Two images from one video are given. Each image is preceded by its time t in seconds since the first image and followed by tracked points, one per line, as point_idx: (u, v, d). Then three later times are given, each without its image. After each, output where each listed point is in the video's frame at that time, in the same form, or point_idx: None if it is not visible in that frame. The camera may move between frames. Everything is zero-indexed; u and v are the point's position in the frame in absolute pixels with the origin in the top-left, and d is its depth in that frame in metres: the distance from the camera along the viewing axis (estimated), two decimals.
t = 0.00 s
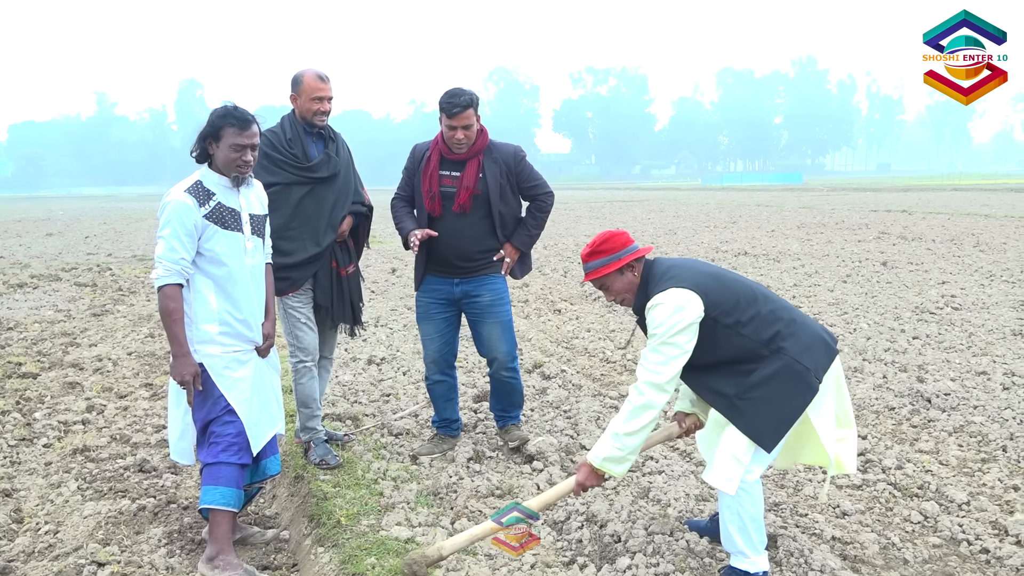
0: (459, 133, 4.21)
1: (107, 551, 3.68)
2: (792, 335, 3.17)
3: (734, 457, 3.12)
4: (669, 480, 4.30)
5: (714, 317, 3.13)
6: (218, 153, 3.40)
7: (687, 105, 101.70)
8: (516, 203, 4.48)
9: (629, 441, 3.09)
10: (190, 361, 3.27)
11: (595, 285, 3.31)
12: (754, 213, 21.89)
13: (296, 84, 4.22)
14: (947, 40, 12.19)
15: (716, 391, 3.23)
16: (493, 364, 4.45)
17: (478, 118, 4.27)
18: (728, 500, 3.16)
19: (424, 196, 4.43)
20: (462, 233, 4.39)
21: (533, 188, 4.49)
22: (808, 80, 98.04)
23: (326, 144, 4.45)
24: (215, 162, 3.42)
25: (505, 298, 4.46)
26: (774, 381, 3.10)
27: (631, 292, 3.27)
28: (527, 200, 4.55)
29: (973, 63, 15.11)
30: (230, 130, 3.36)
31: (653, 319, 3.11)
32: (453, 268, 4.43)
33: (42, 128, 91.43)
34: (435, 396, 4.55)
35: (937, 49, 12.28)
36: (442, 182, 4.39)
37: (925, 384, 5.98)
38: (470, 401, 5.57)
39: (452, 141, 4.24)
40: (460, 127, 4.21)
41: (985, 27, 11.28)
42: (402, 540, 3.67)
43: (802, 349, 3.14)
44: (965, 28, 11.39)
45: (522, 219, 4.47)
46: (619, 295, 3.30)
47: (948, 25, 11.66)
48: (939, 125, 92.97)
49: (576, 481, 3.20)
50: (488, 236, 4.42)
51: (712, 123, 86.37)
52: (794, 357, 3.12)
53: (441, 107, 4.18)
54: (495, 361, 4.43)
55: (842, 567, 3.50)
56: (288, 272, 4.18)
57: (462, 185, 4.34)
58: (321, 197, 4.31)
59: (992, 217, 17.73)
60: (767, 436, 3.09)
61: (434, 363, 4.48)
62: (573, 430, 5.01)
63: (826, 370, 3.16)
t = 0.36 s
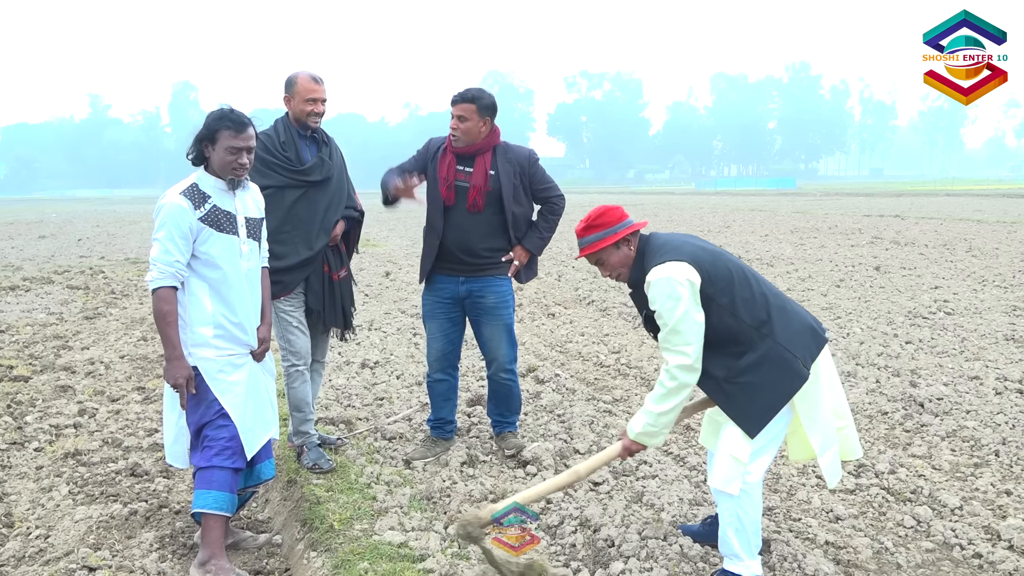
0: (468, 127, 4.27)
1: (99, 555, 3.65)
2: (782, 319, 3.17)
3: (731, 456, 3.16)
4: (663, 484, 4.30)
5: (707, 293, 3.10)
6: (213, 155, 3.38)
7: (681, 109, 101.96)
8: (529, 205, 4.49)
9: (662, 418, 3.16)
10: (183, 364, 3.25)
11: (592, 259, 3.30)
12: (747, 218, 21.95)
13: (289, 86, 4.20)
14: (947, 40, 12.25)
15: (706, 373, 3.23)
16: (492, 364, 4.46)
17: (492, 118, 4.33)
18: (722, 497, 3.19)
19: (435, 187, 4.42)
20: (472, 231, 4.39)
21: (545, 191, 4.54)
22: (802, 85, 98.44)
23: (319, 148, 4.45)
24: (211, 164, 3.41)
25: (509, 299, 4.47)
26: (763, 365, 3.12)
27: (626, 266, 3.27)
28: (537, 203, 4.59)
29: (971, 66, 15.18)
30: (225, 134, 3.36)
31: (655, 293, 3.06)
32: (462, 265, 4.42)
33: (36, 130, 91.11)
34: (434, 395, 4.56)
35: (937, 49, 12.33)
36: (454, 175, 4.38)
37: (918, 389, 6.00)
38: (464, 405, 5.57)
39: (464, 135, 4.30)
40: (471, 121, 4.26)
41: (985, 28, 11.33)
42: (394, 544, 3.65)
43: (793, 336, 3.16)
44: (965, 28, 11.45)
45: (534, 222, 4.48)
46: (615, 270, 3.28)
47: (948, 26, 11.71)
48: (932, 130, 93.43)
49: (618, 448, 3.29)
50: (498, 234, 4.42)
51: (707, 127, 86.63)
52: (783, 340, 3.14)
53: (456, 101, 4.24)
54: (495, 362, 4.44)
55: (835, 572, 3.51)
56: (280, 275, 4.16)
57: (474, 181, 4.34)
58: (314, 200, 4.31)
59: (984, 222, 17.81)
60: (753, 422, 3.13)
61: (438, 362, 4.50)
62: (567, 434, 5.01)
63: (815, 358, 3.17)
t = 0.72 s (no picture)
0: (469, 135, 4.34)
1: (97, 558, 3.64)
2: (779, 314, 3.21)
3: (727, 453, 3.17)
4: (663, 487, 4.29)
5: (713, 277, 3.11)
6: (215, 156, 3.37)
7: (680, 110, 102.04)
8: (523, 220, 4.43)
9: (671, 385, 3.14)
10: (182, 365, 3.24)
11: (603, 226, 3.34)
12: (746, 220, 21.98)
13: (295, 87, 4.20)
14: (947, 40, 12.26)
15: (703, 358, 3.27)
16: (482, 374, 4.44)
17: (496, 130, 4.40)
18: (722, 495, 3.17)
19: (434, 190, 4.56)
20: (460, 237, 4.42)
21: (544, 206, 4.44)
22: (800, 88, 98.57)
23: (316, 150, 4.44)
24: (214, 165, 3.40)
25: (496, 310, 4.44)
26: (759, 355, 3.14)
27: (636, 238, 3.31)
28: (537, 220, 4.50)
29: (970, 66, 15.20)
30: (227, 135, 3.35)
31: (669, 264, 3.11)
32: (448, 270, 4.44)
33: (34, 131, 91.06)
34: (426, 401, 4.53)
35: (937, 50, 12.35)
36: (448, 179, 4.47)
37: (917, 391, 5.99)
38: (463, 407, 5.56)
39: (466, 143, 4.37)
40: (469, 128, 4.32)
41: (985, 27, 11.35)
42: (394, 547, 3.64)
43: (788, 331, 3.18)
44: (965, 29, 11.47)
45: (528, 238, 4.43)
46: (624, 241, 3.34)
47: (948, 26, 11.73)
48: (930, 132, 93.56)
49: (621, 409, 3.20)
50: (486, 247, 4.41)
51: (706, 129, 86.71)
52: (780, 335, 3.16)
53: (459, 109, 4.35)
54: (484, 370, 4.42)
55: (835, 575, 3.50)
56: (278, 279, 4.15)
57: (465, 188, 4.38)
58: (311, 203, 4.30)
59: (983, 224, 17.83)
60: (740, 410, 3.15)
61: (424, 366, 4.50)
62: (566, 437, 5.00)
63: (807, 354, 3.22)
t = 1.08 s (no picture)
0: (473, 135, 4.24)
1: (98, 558, 3.64)
2: (795, 327, 3.17)
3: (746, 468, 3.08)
4: (664, 486, 4.29)
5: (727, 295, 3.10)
6: (222, 155, 3.37)
7: (681, 110, 102.00)
8: (524, 211, 4.45)
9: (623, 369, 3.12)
10: (182, 364, 3.23)
11: (603, 257, 3.30)
12: (747, 219, 21.97)
13: (298, 87, 4.19)
14: (947, 40, 12.25)
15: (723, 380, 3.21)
16: (487, 369, 4.46)
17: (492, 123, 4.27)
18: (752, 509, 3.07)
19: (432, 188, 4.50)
20: (464, 233, 4.41)
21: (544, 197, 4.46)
22: (801, 87, 98.52)
23: (316, 151, 4.44)
24: (216, 164, 3.39)
25: (502, 304, 4.46)
26: (781, 370, 3.08)
27: (635, 267, 3.29)
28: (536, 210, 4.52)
29: (971, 65, 15.17)
30: (237, 132, 3.37)
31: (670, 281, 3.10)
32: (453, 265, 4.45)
33: (35, 133, 91.15)
34: (434, 396, 4.58)
35: (937, 49, 12.33)
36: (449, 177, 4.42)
37: (919, 390, 5.98)
38: (464, 407, 5.56)
39: (467, 142, 4.27)
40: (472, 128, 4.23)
41: (985, 27, 11.33)
42: (395, 547, 3.63)
43: (803, 343, 3.15)
44: (965, 28, 11.45)
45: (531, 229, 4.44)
46: (622, 270, 3.31)
47: (948, 25, 11.71)
48: (932, 131, 93.48)
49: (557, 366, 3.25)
50: (491, 241, 4.42)
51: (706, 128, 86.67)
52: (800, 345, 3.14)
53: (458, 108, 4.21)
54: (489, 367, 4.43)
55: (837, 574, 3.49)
56: (280, 278, 4.15)
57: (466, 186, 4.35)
58: (312, 203, 4.30)
59: (984, 223, 17.82)
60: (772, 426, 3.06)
61: (438, 361, 4.52)
62: (567, 436, 5.00)
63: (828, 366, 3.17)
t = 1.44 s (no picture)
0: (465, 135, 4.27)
1: (98, 559, 3.64)
2: (820, 348, 3.04)
3: (762, 481, 2.99)
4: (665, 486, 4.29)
5: (741, 337, 2.98)
6: (234, 150, 3.42)
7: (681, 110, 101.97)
8: (529, 211, 4.45)
9: (677, 483, 2.91)
10: (180, 359, 3.23)
11: (606, 316, 3.10)
12: (748, 219, 21.96)
13: (298, 87, 4.19)
14: (947, 40, 12.24)
15: (751, 417, 3.06)
16: (493, 369, 4.45)
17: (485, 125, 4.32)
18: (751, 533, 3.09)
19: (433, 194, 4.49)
20: (473, 238, 4.41)
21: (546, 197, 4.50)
22: (802, 86, 98.49)
23: (316, 151, 4.44)
24: (226, 157, 3.41)
25: (511, 302, 4.46)
26: (810, 400, 2.95)
27: (639, 323, 3.08)
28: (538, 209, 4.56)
29: (972, 65, 15.16)
30: (247, 124, 3.45)
31: (682, 343, 2.86)
32: (462, 269, 4.44)
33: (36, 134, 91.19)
34: (435, 398, 4.57)
35: (937, 50, 12.33)
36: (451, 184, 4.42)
37: (920, 390, 5.98)
38: (465, 407, 5.56)
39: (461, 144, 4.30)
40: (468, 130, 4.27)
41: (985, 27, 11.33)
42: (395, 547, 3.63)
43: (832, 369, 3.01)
44: (965, 28, 11.45)
45: (535, 229, 4.45)
46: (625, 326, 3.11)
47: (948, 25, 11.71)
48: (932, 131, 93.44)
49: (624, 526, 3.01)
50: (500, 244, 4.43)
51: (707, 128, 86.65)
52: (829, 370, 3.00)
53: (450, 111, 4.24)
54: (496, 367, 4.43)
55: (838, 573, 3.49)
56: (281, 278, 4.14)
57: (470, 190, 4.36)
58: (312, 204, 4.30)
59: (985, 222, 17.81)
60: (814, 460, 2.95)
61: (439, 364, 4.51)
62: (568, 436, 5.00)
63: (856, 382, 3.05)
